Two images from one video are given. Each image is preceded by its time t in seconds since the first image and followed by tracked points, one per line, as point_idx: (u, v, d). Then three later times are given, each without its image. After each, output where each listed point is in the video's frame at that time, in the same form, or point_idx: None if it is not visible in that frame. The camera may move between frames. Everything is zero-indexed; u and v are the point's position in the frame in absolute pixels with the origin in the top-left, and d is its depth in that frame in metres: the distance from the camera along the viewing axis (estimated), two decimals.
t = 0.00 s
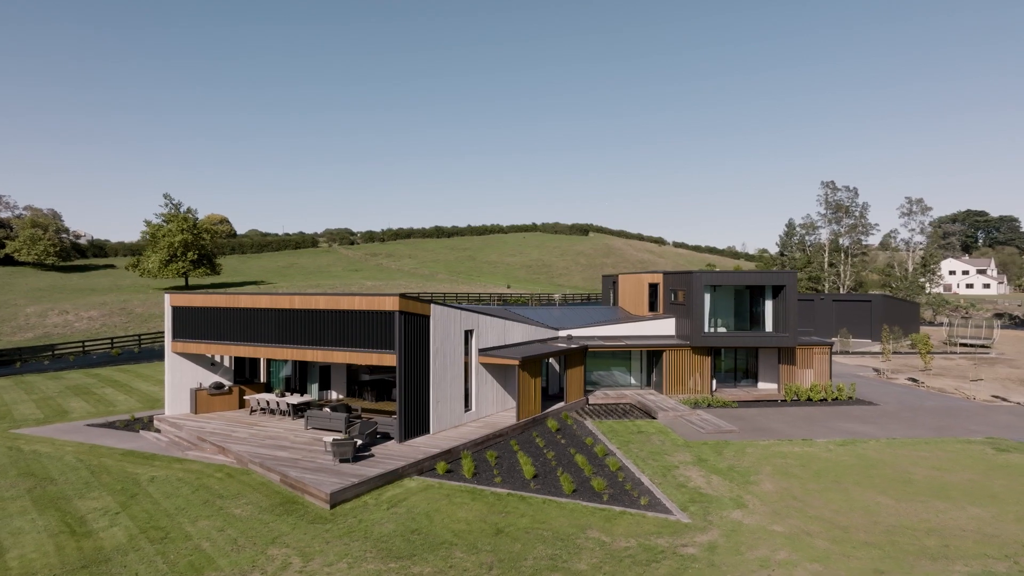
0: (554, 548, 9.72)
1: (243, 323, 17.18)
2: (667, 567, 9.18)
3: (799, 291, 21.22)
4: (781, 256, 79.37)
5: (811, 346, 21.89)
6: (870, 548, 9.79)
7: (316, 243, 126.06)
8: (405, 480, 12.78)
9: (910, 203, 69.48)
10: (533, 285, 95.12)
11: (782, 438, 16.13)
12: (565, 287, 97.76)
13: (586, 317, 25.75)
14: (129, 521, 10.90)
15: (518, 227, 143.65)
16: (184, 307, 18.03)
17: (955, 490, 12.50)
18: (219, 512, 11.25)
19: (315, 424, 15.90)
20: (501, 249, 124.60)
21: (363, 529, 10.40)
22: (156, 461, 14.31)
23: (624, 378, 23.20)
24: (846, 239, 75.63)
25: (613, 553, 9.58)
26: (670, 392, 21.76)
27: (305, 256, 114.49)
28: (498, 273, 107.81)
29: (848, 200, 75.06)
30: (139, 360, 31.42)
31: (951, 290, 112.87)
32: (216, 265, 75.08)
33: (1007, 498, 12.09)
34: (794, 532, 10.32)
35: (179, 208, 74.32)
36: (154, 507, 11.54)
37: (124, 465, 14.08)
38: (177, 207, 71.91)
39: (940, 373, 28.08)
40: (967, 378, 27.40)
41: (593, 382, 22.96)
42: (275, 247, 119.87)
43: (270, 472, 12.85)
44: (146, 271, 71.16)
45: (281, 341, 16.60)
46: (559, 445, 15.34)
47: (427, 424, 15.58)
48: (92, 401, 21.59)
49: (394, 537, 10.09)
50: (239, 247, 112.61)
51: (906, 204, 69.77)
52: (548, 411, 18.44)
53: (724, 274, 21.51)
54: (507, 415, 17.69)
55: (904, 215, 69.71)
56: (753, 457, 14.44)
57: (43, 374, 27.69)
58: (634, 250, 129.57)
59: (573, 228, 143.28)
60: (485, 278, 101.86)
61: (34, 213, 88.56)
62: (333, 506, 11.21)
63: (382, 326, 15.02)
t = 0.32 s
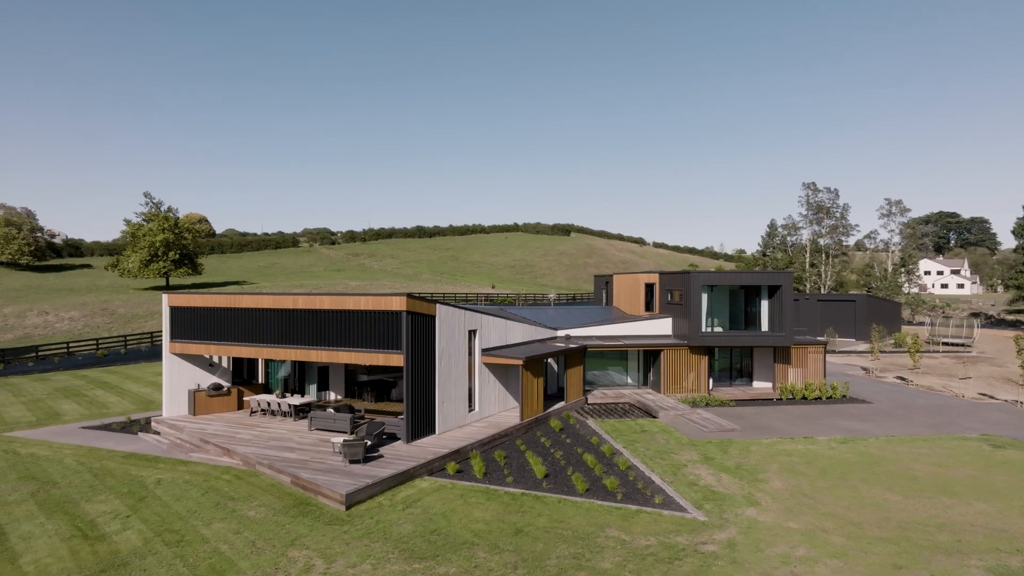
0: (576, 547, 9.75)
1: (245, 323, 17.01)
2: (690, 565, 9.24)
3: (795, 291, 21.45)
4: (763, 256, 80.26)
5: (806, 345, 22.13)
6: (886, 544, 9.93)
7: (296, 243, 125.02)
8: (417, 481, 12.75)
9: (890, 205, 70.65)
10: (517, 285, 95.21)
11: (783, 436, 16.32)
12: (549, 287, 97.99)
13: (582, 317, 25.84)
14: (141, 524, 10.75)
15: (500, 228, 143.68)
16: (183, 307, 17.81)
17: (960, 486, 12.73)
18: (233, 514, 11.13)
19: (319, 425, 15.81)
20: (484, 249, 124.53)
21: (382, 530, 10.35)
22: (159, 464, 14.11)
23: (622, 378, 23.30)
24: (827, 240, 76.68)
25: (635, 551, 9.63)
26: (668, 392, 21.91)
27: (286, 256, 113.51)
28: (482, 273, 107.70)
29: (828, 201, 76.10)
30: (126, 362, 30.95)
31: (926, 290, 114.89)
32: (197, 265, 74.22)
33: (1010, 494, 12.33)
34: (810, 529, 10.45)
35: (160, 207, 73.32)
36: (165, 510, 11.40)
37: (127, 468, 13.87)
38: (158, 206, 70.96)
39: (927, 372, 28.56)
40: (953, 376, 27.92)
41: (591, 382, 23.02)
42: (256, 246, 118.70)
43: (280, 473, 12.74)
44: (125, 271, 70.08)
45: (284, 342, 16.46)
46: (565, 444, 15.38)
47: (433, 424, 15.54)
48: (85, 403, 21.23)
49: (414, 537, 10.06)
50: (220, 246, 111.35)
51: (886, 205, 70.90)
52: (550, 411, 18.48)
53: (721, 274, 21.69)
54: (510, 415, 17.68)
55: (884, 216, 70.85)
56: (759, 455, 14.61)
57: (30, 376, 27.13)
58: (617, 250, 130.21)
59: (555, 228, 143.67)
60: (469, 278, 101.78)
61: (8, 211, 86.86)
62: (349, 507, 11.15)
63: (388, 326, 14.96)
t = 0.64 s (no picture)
0: (601, 547, 9.76)
1: (250, 323, 16.86)
2: (717, 563, 9.28)
3: (795, 291, 21.66)
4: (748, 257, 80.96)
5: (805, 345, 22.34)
6: (906, 541, 10.06)
7: (280, 243, 124.04)
8: (432, 481, 12.70)
9: (874, 206, 71.64)
10: (504, 284, 95.20)
11: (789, 435, 16.47)
12: (536, 287, 98.14)
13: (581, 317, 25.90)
14: (158, 527, 10.60)
15: (485, 228, 143.65)
16: (186, 308, 17.61)
17: (968, 484, 12.92)
18: (250, 516, 11.02)
19: (326, 426, 15.70)
20: (470, 249, 124.39)
21: (405, 531, 10.31)
22: (168, 466, 13.94)
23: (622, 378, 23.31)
24: (812, 240, 77.53)
25: (661, 550, 9.66)
26: (669, 391, 22.02)
27: (271, 256, 112.60)
28: (468, 273, 107.55)
29: (814, 202, 76.93)
30: (118, 363, 30.55)
31: (907, 291, 116.55)
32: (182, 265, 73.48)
33: (1018, 491, 12.55)
34: (829, 526, 10.56)
35: (144, 206, 72.46)
36: (180, 513, 11.25)
37: (135, 470, 13.68)
38: (142, 205, 70.11)
39: (918, 370, 28.96)
40: (944, 375, 28.36)
41: (592, 382, 23.09)
42: (239, 246, 117.56)
43: (293, 475, 12.64)
44: (108, 271, 69.14)
45: (290, 342, 16.33)
46: (575, 444, 15.40)
47: (442, 425, 15.50)
48: (81, 405, 20.92)
49: (438, 538, 10.02)
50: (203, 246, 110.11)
51: (869, 207, 71.85)
52: (555, 411, 18.51)
53: (722, 274, 21.84)
54: (516, 414, 17.66)
55: (868, 217, 71.79)
56: (768, 453, 14.73)
57: (19, 378, 26.69)
58: (602, 250, 130.68)
59: (540, 228, 143.90)
60: (456, 278, 101.59)
61: None
62: (368, 508, 11.09)
63: (398, 326, 14.91)
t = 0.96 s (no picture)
0: (624, 545, 9.80)
1: (254, 324, 16.70)
2: (740, 561, 9.34)
3: (793, 291, 21.94)
4: (734, 257, 81.65)
5: (803, 343, 22.60)
6: (921, 537, 10.21)
7: (264, 243, 123.02)
8: (445, 481, 12.66)
9: (857, 207, 72.64)
10: (490, 284, 95.20)
11: (792, 433, 16.63)
12: (523, 287, 98.22)
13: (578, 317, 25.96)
14: (174, 530, 10.47)
15: (470, 228, 143.58)
16: (187, 308, 17.41)
17: (974, 481, 13.14)
18: (266, 518, 10.92)
19: (332, 427, 15.60)
20: (455, 249, 124.27)
21: (425, 532, 10.28)
22: (174, 468, 13.76)
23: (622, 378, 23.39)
24: (796, 241, 78.42)
25: (683, 549, 9.72)
26: (669, 390, 22.15)
27: (254, 256, 111.61)
28: (454, 273, 107.36)
29: (798, 203, 77.85)
30: (108, 364, 30.12)
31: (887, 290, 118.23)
32: (167, 264, 72.75)
33: (1022, 487, 12.79)
34: (845, 523, 10.69)
35: (127, 205, 71.62)
36: (194, 515, 11.12)
37: (142, 472, 13.49)
38: (125, 203, 69.21)
39: (909, 369, 29.36)
40: (933, 373, 28.83)
41: (591, 381, 23.14)
42: (222, 246, 116.35)
43: (306, 476, 12.55)
44: (90, 271, 68.20)
45: (296, 343, 16.21)
46: (583, 443, 15.44)
47: (450, 425, 15.47)
48: (76, 407, 20.59)
49: (459, 538, 10.01)
50: (185, 246, 108.86)
51: (853, 208, 72.74)
52: (559, 411, 18.54)
53: (722, 274, 22.04)
54: (521, 414, 17.66)
55: (851, 219, 72.83)
56: (774, 452, 14.87)
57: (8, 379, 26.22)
58: (587, 250, 131.08)
59: (525, 228, 143.98)
60: (442, 278, 101.37)
61: None
62: (385, 509, 11.04)
63: (407, 326, 14.86)
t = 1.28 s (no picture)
0: (644, 544, 9.85)
1: (257, 324, 16.56)
2: (761, 557, 9.44)
3: (788, 291, 22.18)
4: (717, 257, 82.47)
5: (799, 342, 22.87)
6: (933, 532, 10.38)
7: (245, 242, 121.82)
8: (457, 482, 12.65)
9: (838, 208, 73.81)
10: (475, 285, 95.18)
11: (794, 431, 16.82)
12: (507, 287, 98.24)
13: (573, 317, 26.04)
14: (189, 532, 10.35)
15: (452, 228, 143.48)
16: (187, 308, 17.22)
17: (976, 477, 13.39)
18: (281, 520, 10.83)
19: (337, 427, 15.51)
20: (439, 249, 124.10)
21: (444, 532, 10.26)
22: (180, 469, 13.60)
23: (619, 377, 23.49)
24: (779, 241, 79.46)
25: (704, 546, 9.79)
26: (666, 389, 22.32)
27: (235, 256, 110.51)
28: (438, 273, 107.17)
29: (781, 204, 78.96)
30: (95, 365, 29.67)
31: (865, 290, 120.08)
32: (148, 264, 71.89)
33: (1023, 482, 13.06)
34: (858, 519, 10.84)
35: (107, 203, 70.65)
36: (208, 518, 11.00)
37: (147, 475, 13.31)
38: (106, 202, 68.24)
39: (897, 368, 29.81)
40: (921, 372, 29.31)
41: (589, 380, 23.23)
42: (202, 245, 114.97)
43: (317, 477, 12.47)
44: (69, 271, 67.13)
45: (300, 343, 16.09)
46: (589, 443, 15.50)
47: (457, 425, 15.45)
48: (69, 409, 20.24)
49: (480, 538, 10.00)
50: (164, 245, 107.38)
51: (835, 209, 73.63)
52: (561, 410, 18.60)
53: (719, 274, 22.21)
54: (525, 414, 17.69)
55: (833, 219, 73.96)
56: (779, 449, 15.04)
57: None
58: (570, 250, 131.42)
59: (507, 228, 143.98)
60: (426, 279, 101.14)
61: None
62: (401, 509, 11.01)
63: (414, 326, 14.82)
